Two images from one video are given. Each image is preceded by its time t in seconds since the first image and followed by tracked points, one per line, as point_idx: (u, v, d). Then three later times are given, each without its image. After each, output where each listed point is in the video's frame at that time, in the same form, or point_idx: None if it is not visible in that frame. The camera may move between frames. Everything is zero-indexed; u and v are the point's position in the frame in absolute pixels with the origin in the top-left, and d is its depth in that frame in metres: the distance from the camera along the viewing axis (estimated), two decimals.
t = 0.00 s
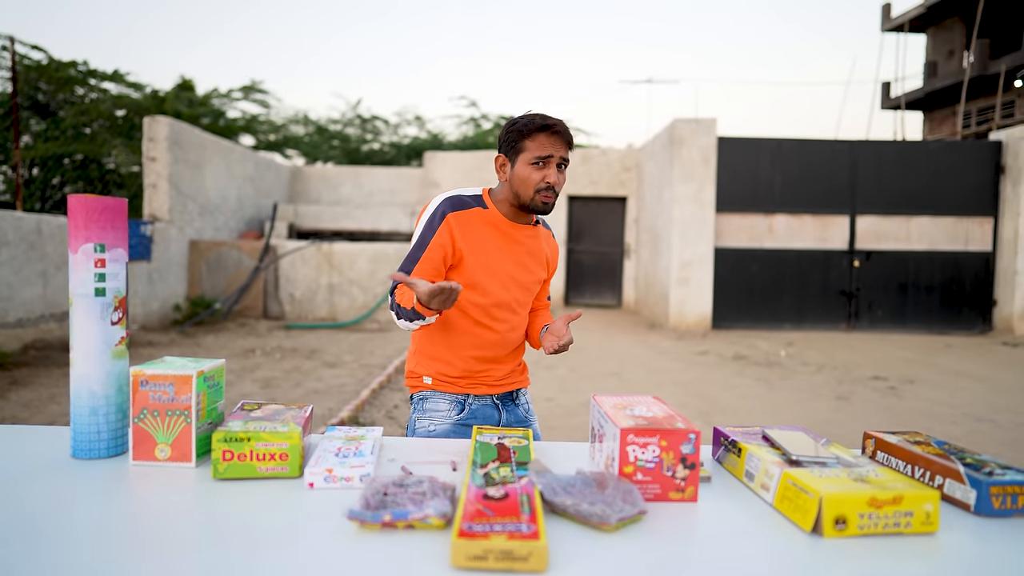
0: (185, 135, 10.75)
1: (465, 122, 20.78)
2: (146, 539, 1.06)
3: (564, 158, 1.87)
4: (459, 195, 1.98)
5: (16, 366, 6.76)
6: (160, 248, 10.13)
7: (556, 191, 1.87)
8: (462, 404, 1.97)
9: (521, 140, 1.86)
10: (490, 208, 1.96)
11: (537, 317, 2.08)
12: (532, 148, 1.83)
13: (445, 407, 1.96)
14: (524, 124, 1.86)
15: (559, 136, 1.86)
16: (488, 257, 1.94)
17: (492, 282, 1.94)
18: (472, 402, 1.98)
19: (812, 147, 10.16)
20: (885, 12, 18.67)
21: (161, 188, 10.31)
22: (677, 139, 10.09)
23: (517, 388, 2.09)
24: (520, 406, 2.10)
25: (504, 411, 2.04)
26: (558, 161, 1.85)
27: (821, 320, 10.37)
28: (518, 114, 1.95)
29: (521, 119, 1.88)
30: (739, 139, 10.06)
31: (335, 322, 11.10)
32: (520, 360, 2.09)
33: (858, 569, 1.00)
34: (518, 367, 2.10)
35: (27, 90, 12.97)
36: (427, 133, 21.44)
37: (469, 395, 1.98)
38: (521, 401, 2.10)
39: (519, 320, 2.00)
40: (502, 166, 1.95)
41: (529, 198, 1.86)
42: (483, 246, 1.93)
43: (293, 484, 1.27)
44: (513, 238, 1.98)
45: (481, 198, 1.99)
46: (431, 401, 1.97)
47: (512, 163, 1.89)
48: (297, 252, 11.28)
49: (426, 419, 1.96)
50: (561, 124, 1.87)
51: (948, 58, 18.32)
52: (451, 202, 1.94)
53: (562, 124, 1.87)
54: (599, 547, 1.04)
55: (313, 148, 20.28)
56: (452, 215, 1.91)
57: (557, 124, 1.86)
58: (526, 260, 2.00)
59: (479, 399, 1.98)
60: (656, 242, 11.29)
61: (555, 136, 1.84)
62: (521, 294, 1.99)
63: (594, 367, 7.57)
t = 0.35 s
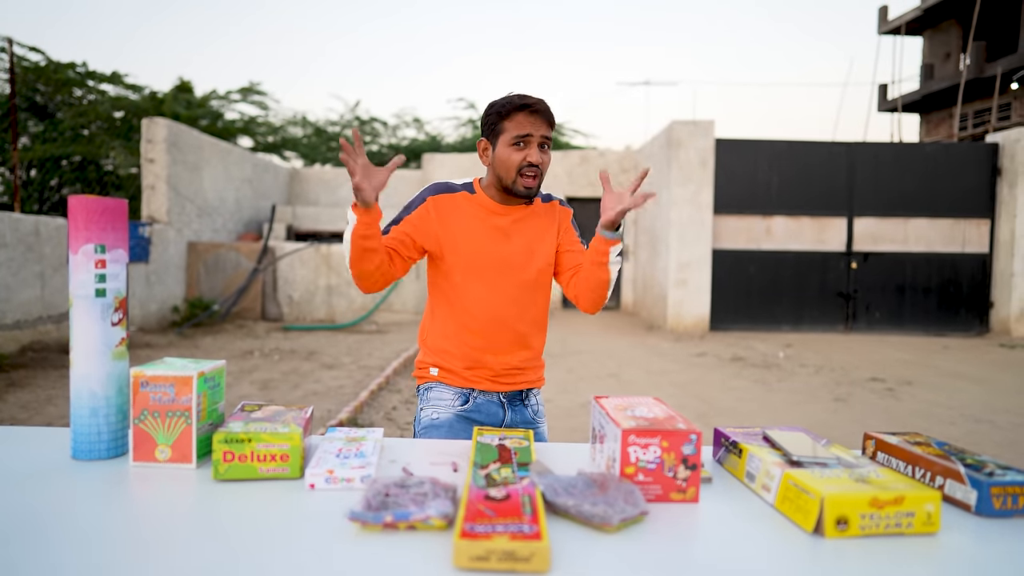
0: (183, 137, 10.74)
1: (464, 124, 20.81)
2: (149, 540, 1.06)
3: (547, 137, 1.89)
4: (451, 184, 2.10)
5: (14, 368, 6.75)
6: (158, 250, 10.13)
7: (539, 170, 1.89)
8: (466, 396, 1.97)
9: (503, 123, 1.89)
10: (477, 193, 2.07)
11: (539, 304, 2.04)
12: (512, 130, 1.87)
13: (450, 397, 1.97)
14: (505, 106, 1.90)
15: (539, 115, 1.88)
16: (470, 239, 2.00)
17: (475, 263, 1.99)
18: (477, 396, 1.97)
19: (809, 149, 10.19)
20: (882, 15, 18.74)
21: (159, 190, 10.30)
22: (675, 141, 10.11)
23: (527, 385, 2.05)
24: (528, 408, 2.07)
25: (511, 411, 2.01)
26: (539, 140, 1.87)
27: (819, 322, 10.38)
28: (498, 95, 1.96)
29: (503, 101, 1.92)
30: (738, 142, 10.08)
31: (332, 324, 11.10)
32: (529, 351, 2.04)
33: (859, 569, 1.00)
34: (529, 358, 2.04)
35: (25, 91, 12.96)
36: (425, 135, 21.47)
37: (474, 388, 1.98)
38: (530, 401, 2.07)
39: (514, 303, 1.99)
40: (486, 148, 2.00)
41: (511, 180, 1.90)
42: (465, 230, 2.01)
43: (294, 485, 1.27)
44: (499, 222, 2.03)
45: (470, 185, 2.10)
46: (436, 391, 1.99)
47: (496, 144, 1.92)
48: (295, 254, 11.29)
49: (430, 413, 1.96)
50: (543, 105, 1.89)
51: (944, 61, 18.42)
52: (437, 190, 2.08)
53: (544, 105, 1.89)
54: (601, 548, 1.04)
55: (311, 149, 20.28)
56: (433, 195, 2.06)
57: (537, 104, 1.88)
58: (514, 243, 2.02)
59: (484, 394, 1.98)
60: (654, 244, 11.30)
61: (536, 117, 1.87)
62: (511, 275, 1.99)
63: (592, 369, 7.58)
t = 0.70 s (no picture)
0: (182, 138, 10.73)
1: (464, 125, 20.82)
2: (149, 538, 1.05)
3: (522, 141, 1.79)
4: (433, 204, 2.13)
5: (13, 369, 6.73)
6: (158, 250, 10.13)
7: (515, 181, 1.80)
8: (457, 420, 2.00)
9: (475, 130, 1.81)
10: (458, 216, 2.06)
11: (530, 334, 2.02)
12: (485, 136, 1.79)
13: (439, 420, 2.00)
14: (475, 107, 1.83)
15: (512, 118, 1.79)
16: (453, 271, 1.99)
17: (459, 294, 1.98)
18: (467, 421, 2.00)
19: (811, 149, 10.18)
20: (882, 15, 18.77)
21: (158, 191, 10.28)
22: (676, 142, 10.11)
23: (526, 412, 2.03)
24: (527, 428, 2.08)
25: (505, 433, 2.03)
26: (513, 147, 1.78)
27: (820, 323, 10.37)
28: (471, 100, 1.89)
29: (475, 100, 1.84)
30: (739, 142, 10.08)
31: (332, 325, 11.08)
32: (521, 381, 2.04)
33: (872, 566, 0.98)
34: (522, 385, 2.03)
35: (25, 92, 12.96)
36: (425, 136, 21.50)
37: (465, 415, 2.00)
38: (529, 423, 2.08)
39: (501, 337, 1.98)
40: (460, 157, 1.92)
41: (487, 193, 1.82)
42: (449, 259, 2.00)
43: (296, 482, 1.25)
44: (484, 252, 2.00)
45: (451, 204, 2.11)
46: (426, 414, 2.03)
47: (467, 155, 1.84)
48: (295, 255, 11.25)
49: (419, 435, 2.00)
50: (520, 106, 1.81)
51: (945, 61, 18.46)
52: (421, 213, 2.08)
53: (520, 107, 1.81)
54: (608, 544, 1.03)
55: (311, 150, 20.29)
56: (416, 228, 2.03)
57: (511, 106, 1.79)
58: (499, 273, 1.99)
59: (475, 419, 2.00)
60: (654, 245, 11.29)
61: (510, 121, 1.79)
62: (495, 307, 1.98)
63: (593, 370, 7.57)
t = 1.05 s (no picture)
0: (182, 137, 10.71)
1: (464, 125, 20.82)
2: (149, 542, 1.03)
3: (519, 107, 1.62)
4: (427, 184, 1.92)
5: (12, 369, 6.71)
6: (157, 251, 10.11)
7: (512, 155, 1.63)
8: (451, 427, 1.99)
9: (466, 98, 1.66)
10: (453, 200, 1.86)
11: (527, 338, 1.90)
12: (478, 103, 1.63)
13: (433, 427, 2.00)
14: (466, 74, 1.68)
15: (507, 82, 1.64)
16: (442, 273, 1.82)
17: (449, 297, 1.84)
18: (461, 425, 1.99)
19: (811, 150, 10.18)
20: (883, 14, 18.78)
21: (158, 190, 10.26)
22: (676, 142, 10.10)
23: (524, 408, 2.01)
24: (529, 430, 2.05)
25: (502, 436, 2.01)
26: (508, 115, 1.62)
27: (821, 323, 10.37)
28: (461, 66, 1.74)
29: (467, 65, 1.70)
30: (740, 142, 10.08)
31: (332, 325, 11.04)
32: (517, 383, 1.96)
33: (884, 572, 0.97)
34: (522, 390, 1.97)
35: (24, 92, 12.93)
36: (426, 136, 21.49)
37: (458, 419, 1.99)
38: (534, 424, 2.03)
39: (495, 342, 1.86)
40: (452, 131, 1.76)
41: (481, 168, 1.65)
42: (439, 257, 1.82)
43: (298, 487, 1.23)
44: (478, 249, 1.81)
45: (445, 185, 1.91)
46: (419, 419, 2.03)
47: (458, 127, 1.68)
48: (295, 255, 11.19)
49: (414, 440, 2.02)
50: (517, 71, 1.65)
51: (946, 61, 18.48)
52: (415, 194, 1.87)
53: (516, 72, 1.65)
54: (615, 551, 1.01)
55: (310, 150, 20.27)
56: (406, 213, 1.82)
57: (505, 69, 1.64)
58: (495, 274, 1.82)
59: (470, 423, 1.99)
60: (655, 245, 11.29)
61: (506, 85, 1.63)
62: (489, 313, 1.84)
63: (594, 370, 7.56)
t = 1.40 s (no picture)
0: (180, 136, 10.64)
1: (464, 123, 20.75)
2: None
3: (543, 101, 1.63)
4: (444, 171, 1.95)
5: (9, 372, 6.66)
6: (155, 251, 10.06)
7: (535, 154, 1.62)
8: (471, 442, 1.87)
9: (486, 89, 1.67)
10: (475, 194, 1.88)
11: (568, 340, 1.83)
12: (500, 97, 1.63)
13: (453, 443, 1.89)
14: (487, 62, 1.69)
15: (532, 75, 1.64)
16: (480, 261, 1.81)
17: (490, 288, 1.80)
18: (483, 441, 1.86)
19: (814, 150, 10.14)
20: (886, 12, 18.70)
21: (156, 190, 10.19)
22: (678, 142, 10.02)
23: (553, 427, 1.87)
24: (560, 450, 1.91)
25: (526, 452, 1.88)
26: (532, 108, 1.62)
27: (823, 323, 10.33)
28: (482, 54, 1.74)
29: (487, 54, 1.70)
30: (742, 142, 10.03)
31: (332, 325, 10.99)
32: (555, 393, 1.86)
33: None
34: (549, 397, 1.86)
35: (21, 90, 12.82)
36: (425, 134, 21.43)
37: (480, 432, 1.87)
38: (564, 443, 1.89)
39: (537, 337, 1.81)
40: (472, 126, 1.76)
41: (504, 168, 1.64)
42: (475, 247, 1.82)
43: (298, 523, 1.18)
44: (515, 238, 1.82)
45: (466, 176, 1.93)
46: (440, 432, 1.92)
47: (479, 124, 1.68)
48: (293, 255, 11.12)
49: (437, 452, 1.92)
50: (542, 62, 1.65)
51: (948, 59, 18.42)
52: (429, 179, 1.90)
53: (540, 63, 1.65)
54: None
55: (310, 148, 20.19)
56: (418, 187, 1.86)
57: (530, 60, 1.64)
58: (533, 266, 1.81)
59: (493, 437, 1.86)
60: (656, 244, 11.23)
61: (531, 77, 1.63)
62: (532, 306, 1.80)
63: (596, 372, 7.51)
